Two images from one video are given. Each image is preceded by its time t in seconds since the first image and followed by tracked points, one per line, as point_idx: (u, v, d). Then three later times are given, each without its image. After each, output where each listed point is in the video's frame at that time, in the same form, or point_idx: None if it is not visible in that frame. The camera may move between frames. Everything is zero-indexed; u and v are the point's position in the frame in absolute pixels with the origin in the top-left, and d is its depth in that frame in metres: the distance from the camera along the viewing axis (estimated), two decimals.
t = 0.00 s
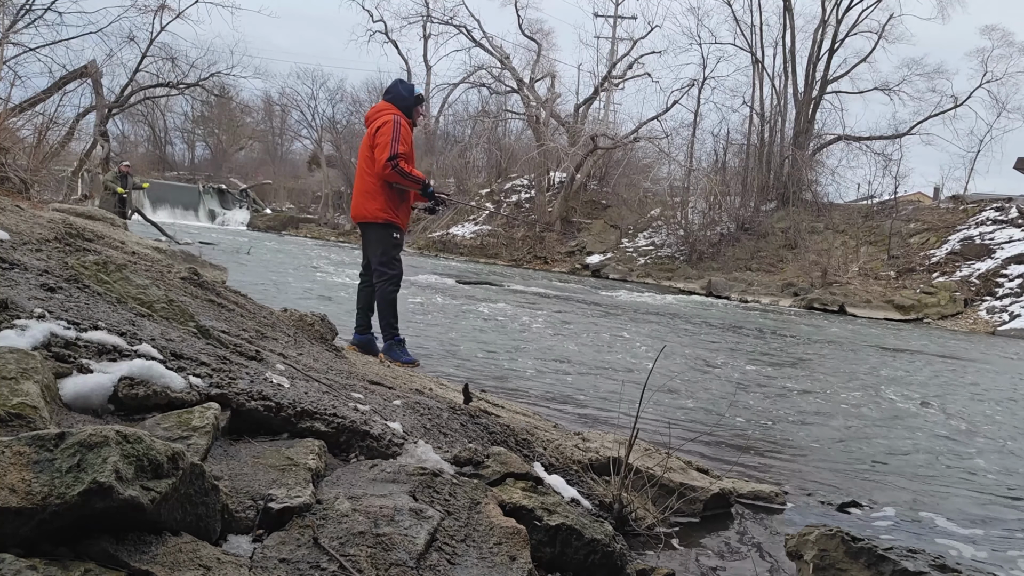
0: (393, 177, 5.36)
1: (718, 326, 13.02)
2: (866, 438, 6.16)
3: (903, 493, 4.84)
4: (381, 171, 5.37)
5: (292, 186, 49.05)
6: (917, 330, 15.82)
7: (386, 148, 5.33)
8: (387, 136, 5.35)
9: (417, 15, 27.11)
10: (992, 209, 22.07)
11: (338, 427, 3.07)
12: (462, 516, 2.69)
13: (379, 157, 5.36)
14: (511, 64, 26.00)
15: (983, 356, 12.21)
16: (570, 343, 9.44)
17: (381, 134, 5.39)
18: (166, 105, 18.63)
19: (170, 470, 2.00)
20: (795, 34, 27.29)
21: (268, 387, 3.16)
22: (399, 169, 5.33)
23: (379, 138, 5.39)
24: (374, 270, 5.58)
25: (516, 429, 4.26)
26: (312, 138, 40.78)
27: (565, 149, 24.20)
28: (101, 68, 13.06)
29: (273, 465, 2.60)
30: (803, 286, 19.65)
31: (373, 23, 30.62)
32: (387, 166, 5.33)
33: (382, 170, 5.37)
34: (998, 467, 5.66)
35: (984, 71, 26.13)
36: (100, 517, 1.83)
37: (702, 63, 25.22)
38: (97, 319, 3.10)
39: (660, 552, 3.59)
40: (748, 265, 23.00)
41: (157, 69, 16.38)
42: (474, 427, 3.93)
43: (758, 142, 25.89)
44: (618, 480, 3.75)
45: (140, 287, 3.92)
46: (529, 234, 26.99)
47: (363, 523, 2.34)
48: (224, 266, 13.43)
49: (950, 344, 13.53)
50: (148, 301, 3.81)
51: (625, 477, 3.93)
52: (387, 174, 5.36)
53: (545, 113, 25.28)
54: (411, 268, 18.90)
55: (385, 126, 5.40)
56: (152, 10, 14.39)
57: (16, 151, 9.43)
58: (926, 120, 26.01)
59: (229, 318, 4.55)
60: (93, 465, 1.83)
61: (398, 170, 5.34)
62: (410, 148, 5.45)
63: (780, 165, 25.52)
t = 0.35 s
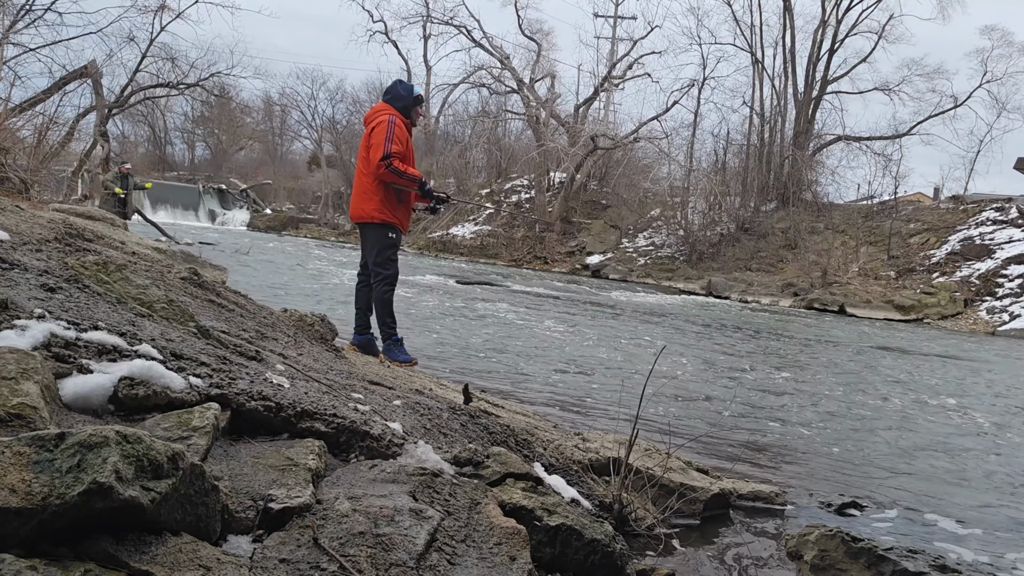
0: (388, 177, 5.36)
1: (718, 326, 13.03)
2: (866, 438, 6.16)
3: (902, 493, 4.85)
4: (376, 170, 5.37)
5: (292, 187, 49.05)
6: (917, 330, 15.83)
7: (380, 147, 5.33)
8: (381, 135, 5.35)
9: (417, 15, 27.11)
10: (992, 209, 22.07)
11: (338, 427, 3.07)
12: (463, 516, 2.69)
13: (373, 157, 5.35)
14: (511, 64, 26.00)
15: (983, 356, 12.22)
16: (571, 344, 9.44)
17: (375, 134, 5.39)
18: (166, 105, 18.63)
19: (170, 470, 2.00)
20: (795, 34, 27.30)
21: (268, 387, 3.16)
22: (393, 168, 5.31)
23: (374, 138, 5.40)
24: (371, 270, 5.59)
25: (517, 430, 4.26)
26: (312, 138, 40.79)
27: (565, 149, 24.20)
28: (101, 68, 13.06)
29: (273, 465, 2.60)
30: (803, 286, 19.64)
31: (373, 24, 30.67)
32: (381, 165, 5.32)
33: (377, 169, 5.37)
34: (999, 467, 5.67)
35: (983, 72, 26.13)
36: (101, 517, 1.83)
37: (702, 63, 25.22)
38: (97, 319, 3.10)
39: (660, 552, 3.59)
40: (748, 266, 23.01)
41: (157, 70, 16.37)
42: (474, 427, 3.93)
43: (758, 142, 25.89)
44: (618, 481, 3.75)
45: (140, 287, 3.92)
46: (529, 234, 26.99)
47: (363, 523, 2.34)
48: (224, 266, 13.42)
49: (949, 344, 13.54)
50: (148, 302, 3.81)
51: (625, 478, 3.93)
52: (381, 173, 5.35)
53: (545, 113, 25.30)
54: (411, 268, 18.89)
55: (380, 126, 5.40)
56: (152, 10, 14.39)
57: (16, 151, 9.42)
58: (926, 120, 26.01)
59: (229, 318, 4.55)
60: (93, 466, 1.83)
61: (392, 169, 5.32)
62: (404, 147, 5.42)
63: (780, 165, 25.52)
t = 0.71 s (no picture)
0: (385, 176, 5.37)
1: (718, 326, 13.04)
2: (866, 438, 6.16)
3: (902, 493, 4.85)
4: (372, 169, 5.39)
5: (292, 187, 49.10)
6: (916, 330, 15.84)
7: (375, 146, 5.35)
8: (377, 134, 5.37)
9: (417, 15, 27.10)
10: (992, 210, 22.06)
11: (338, 428, 3.07)
12: (463, 516, 2.69)
13: (369, 157, 5.37)
14: (511, 64, 26.01)
15: (983, 356, 12.23)
16: (571, 344, 9.46)
17: (371, 134, 5.42)
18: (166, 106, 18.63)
19: (170, 470, 2.00)
20: (795, 34, 27.30)
21: (268, 387, 3.16)
22: (389, 166, 5.32)
23: (370, 138, 5.42)
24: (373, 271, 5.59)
25: (517, 430, 4.26)
26: (313, 138, 40.81)
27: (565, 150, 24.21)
28: (101, 69, 13.07)
29: (273, 465, 2.60)
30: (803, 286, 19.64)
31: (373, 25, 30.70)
32: (377, 164, 5.34)
33: (374, 169, 5.38)
34: (999, 467, 5.67)
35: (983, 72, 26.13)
36: (101, 516, 1.83)
37: (702, 63, 25.24)
38: (97, 319, 3.10)
39: (660, 553, 3.59)
40: (747, 266, 23.02)
41: (157, 70, 16.37)
42: (474, 427, 3.93)
43: (758, 142, 25.91)
44: (618, 481, 3.75)
45: (140, 287, 3.92)
46: (529, 234, 26.99)
47: (363, 523, 2.34)
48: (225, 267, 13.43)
49: (949, 344, 13.53)
50: (148, 302, 3.81)
51: (625, 478, 3.93)
52: (378, 172, 5.37)
53: (545, 114, 25.32)
54: (411, 268, 18.89)
55: (376, 126, 5.43)
56: (152, 10, 14.39)
57: (16, 152, 9.40)
58: (926, 121, 26.01)
59: (229, 318, 4.55)
60: (93, 466, 1.83)
61: (387, 168, 5.33)
62: (398, 145, 5.43)
63: (780, 166, 25.53)
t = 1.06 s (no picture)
0: (382, 176, 5.37)
1: (718, 327, 13.05)
2: (866, 438, 6.16)
3: (901, 493, 4.86)
4: (370, 170, 5.40)
5: (291, 188, 49.10)
6: (916, 330, 15.85)
7: (371, 147, 5.36)
8: (373, 135, 5.39)
9: (417, 15, 27.11)
10: (992, 210, 22.06)
11: (338, 428, 3.07)
12: (463, 516, 2.69)
13: (365, 157, 5.39)
14: (511, 65, 26.02)
15: (983, 356, 12.24)
16: (571, 344, 9.46)
17: (369, 134, 5.43)
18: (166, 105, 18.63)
19: (170, 470, 2.00)
20: (795, 34, 27.31)
21: (268, 387, 3.16)
22: (386, 166, 5.32)
23: (368, 139, 5.43)
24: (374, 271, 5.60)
25: (517, 430, 4.26)
26: (313, 138, 40.83)
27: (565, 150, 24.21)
28: (101, 69, 13.07)
29: (273, 465, 2.60)
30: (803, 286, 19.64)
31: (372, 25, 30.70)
32: (374, 165, 5.34)
33: (371, 169, 5.39)
34: (998, 467, 5.67)
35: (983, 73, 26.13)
36: (101, 516, 1.83)
37: (702, 63, 25.25)
38: (97, 319, 3.10)
39: (660, 553, 3.59)
40: (747, 266, 23.02)
41: (157, 70, 16.38)
42: (473, 427, 3.94)
43: (758, 143, 25.93)
44: (618, 481, 3.75)
45: (140, 287, 3.92)
46: (529, 234, 27.00)
47: (363, 523, 2.34)
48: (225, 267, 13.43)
49: (949, 344, 13.54)
50: (148, 302, 3.80)
51: (625, 479, 3.93)
52: (375, 173, 5.38)
53: (545, 113, 25.33)
54: (411, 268, 18.89)
55: (373, 127, 5.44)
56: (152, 10, 14.39)
57: (16, 152, 9.40)
58: (926, 121, 26.01)
59: (228, 318, 4.55)
60: (93, 465, 1.83)
61: (384, 168, 5.33)
62: (394, 146, 5.42)
63: (780, 166, 25.55)
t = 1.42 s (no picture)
0: (381, 176, 5.37)
1: (718, 326, 13.04)
2: (866, 438, 6.15)
3: (901, 493, 4.85)
4: (368, 169, 5.39)
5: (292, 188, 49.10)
6: (917, 330, 15.83)
7: (370, 147, 5.36)
8: (372, 134, 5.38)
9: (417, 15, 27.11)
10: (992, 210, 22.05)
11: (338, 428, 3.07)
12: (462, 516, 2.69)
13: (364, 157, 5.39)
14: (511, 64, 26.03)
15: (983, 356, 12.23)
16: (571, 344, 9.45)
17: (368, 133, 5.43)
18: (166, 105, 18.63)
19: (170, 470, 2.00)
20: (796, 34, 27.30)
21: (268, 387, 3.16)
22: (385, 165, 5.31)
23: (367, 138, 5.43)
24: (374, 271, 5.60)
25: (517, 429, 4.26)
26: (313, 138, 40.85)
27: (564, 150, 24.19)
28: (101, 68, 13.08)
29: (273, 465, 2.60)
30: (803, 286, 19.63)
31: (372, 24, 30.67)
32: (373, 164, 5.34)
33: (370, 169, 5.39)
34: (999, 467, 5.66)
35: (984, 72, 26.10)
36: (101, 517, 1.83)
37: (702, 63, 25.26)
38: (97, 319, 3.11)
39: (660, 552, 3.59)
40: (747, 266, 23.02)
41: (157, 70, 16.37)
42: (474, 427, 3.94)
43: (758, 142, 25.93)
44: (618, 481, 3.74)
45: (140, 287, 3.92)
46: (529, 233, 27.00)
47: (363, 523, 2.34)
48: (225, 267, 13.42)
49: (949, 344, 13.53)
50: (148, 302, 3.80)
51: (625, 478, 3.93)
52: (374, 173, 5.37)
53: (545, 113, 25.33)
54: (411, 268, 18.87)
55: (372, 126, 5.44)
56: (152, 10, 14.38)
57: (16, 151, 9.40)
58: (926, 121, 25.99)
59: (228, 318, 4.55)
60: (93, 466, 1.83)
61: (383, 168, 5.33)
62: (393, 145, 5.42)
63: (780, 166, 25.54)
